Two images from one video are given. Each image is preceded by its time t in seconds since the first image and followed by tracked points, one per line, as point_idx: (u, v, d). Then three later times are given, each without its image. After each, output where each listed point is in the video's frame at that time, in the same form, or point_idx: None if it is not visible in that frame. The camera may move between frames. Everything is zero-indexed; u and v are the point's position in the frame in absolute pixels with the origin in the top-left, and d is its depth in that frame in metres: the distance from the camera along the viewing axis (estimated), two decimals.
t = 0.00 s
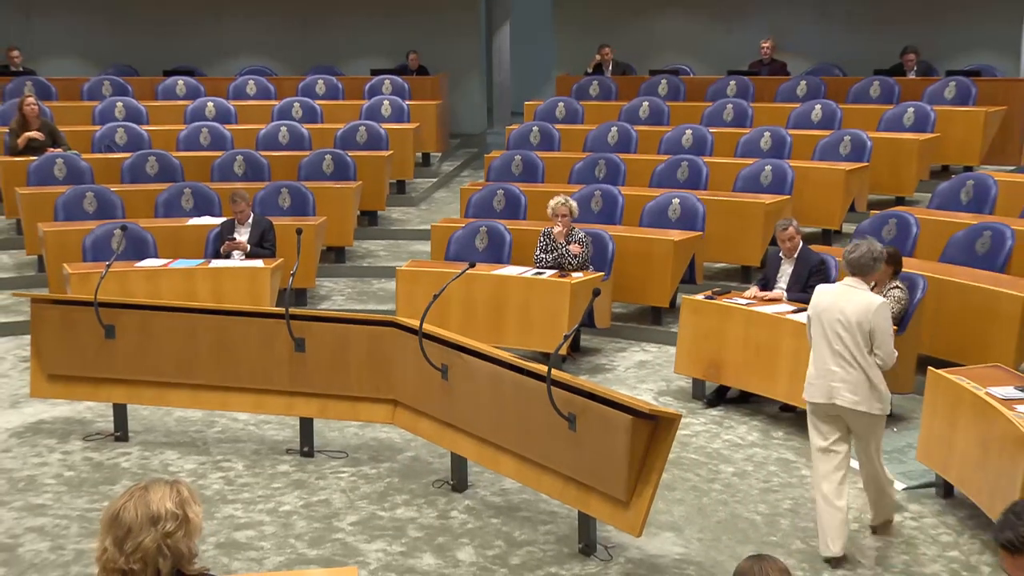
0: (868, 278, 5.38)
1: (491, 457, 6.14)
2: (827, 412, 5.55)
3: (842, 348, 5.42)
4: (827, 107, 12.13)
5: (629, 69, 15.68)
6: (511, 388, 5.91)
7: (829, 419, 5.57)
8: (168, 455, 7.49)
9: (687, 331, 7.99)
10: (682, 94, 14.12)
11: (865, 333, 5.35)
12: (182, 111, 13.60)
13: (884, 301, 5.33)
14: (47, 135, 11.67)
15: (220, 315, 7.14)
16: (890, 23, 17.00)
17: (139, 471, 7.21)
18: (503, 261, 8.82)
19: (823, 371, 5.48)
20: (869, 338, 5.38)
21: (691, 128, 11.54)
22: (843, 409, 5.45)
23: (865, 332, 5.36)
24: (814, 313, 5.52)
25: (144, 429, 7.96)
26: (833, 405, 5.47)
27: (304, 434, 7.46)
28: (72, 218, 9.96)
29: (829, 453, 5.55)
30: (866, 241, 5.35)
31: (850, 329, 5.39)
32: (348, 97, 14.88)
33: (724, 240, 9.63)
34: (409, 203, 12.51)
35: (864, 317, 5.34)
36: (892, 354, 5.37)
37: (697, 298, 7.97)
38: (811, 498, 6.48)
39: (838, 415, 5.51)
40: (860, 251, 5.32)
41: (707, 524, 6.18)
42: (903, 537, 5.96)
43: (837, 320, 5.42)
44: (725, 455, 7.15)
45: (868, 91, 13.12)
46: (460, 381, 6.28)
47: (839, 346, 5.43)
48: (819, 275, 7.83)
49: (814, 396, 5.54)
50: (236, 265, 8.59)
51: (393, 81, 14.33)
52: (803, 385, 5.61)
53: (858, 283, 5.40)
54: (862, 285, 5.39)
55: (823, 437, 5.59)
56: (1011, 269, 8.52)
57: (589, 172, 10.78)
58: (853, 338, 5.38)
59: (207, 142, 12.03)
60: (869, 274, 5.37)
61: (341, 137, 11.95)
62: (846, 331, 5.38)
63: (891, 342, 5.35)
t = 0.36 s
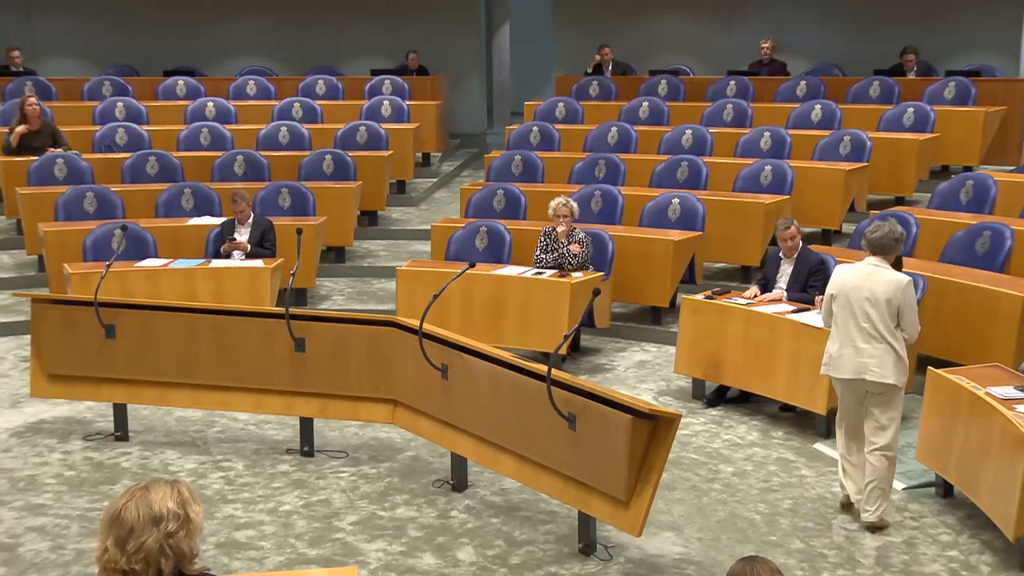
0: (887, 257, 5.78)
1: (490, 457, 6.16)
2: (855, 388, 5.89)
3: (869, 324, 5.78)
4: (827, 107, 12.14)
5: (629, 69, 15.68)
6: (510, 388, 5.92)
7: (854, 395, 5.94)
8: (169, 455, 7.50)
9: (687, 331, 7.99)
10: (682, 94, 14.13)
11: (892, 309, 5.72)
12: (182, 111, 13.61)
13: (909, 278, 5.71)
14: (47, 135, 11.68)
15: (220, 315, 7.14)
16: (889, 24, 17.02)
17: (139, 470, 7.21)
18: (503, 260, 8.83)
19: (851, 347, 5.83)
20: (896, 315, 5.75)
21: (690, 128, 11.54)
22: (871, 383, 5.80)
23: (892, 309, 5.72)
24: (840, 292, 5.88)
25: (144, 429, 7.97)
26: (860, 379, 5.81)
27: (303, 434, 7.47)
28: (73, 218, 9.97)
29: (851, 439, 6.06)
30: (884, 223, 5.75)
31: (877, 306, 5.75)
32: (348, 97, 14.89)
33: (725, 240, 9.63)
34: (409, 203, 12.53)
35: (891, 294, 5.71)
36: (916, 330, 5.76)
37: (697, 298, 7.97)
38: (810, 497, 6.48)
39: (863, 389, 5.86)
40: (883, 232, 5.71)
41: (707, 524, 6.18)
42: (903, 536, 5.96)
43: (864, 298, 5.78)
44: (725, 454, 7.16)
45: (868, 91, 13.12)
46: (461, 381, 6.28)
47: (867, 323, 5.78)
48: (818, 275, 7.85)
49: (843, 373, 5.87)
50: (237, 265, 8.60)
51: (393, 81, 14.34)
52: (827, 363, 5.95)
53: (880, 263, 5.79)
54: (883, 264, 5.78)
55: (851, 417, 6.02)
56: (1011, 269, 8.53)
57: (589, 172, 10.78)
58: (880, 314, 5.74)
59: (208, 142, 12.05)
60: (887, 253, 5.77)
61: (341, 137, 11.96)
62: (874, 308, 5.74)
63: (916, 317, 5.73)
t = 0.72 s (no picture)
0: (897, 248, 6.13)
1: (490, 457, 6.16)
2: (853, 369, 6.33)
3: (872, 311, 6.18)
4: (827, 107, 12.14)
5: (629, 69, 15.68)
6: (510, 388, 5.92)
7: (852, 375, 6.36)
8: (169, 455, 7.50)
9: (687, 330, 7.99)
10: (682, 94, 14.13)
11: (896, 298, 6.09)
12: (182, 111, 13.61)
13: (914, 271, 6.08)
14: (47, 135, 11.69)
15: (221, 315, 7.15)
16: (889, 24, 17.02)
17: (139, 470, 7.22)
18: (503, 260, 8.83)
19: (853, 330, 6.24)
20: (898, 304, 6.13)
21: (690, 128, 11.54)
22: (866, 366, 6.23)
23: (893, 298, 6.11)
24: (848, 277, 6.27)
25: (145, 429, 7.97)
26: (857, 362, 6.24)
27: (303, 434, 7.47)
28: (73, 218, 9.97)
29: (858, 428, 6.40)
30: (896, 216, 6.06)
31: (880, 295, 6.14)
32: (348, 97, 14.90)
33: (725, 240, 9.63)
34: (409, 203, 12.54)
35: (896, 284, 6.09)
36: (917, 321, 6.14)
37: (697, 297, 7.97)
38: (810, 497, 6.48)
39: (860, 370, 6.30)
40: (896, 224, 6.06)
41: (707, 524, 6.18)
42: (903, 536, 5.96)
43: (869, 286, 6.15)
44: (725, 454, 7.16)
45: (868, 91, 13.13)
46: (460, 381, 6.29)
47: (872, 308, 6.17)
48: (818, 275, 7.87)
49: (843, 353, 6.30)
50: (237, 265, 8.60)
51: (393, 81, 14.34)
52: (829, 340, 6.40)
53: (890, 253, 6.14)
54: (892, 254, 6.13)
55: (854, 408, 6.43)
56: (1011, 268, 8.53)
57: (589, 172, 10.78)
58: (883, 303, 6.13)
59: (208, 142, 12.06)
60: (897, 244, 6.11)
61: (341, 137, 11.96)
62: (879, 296, 6.13)
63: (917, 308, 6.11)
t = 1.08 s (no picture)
0: (924, 242, 6.24)
1: (490, 457, 6.16)
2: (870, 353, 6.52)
3: (887, 298, 6.33)
4: (827, 107, 12.14)
5: (628, 69, 15.68)
6: (510, 388, 5.92)
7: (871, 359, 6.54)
8: (169, 455, 7.50)
9: (687, 330, 7.99)
10: (682, 94, 14.14)
11: (911, 289, 6.21)
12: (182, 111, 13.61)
13: (930, 264, 6.16)
14: (47, 135, 11.69)
15: (221, 314, 7.15)
16: (889, 24, 17.02)
17: (139, 470, 7.22)
18: (502, 260, 8.84)
19: (869, 316, 6.43)
20: (911, 295, 6.24)
21: (690, 128, 11.54)
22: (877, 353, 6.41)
23: (906, 288, 6.24)
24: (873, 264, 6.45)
25: (145, 429, 7.97)
26: (867, 347, 6.44)
27: (303, 434, 7.47)
28: (73, 218, 9.97)
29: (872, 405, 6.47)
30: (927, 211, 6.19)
31: (895, 283, 6.29)
32: (348, 97, 14.90)
33: (725, 240, 9.63)
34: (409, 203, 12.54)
35: (911, 275, 6.21)
36: (927, 313, 6.21)
37: (697, 297, 7.97)
38: (811, 497, 6.48)
39: (874, 358, 6.47)
40: (925, 218, 6.18)
41: (707, 524, 6.18)
42: (903, 536, 5.96)
43: (883, 274, 6.33)
44: (724, 454, 7.16)
45: (868, 91, 13.13)
46: (460, 381, 6.28)
47: (888, 295, 6.33)
48: (818, 275, 7.89)
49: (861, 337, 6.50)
50: (237, 265, 8.60)
51: (393, 81, 14.35)
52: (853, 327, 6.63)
53: (916, 245, 6.26)
54: (918, 248, 6.25)
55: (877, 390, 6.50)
56: (1011, 268, 8.54)
57: (589, 172, 10.78)
58: (895, 292, 6.28)
59: (208, 142, 12.06)
60: (925, 238, 6.22)
61: (341, 137, 11.96)
62: (893, 285, 6.28)
63: (931, 301, 6.19)
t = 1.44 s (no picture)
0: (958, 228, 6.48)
1: (490, 457, 6.16)
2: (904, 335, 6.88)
3: (914, 279, 6.70)
4: (827, 107, 12.14)
5: (628, 69, 15.68)
6: (510, 388, 5.93)
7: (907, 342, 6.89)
8: (169, 455, 7.50)
9: (687, 330, 7.99)
10: (682, 94, 14.14)
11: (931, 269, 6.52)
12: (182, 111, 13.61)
13: (947, 247, 6.44)
14: (48, 135, 11.69)
15: (221, 314, 7.14)
16: (889, 24, 17.02)
17: (139, 470, 7.22)
18: (503, 260, 8.84)
19: (902, 296, 6.81)
20: (931, 276, 6.56)
21: (690, 128, 11.54)
22: (900, 329, 6.79)
23: (926, 269, 6.57)
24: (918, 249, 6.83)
25: (144, 429, 7.97)
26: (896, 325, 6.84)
27: (303, 434, 7.47)
28: (73, 218, 9.97)
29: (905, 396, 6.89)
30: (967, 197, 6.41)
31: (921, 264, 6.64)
32: (348, 97, 14.90)
33: (725, 240, 9.63)
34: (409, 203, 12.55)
35: (932, 255, 6.53)
36: (941, 294, 6.47)
37: (697, 297, 7.97)
38: (811, 497, 6.48)
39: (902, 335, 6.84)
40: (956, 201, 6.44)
41: (707, 524, 6.18)
42: (903, 536, 5.96)
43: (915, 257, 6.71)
44: (724, 454, 7.16)
45: (868, 90, 13.12)
46: (460, 382, 6.29)
47: (915, 275, 6.68)
48: (818, 275, 7.90)
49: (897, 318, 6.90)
50: (237, 265, 8.60)
51: (393, 82, 14.34)
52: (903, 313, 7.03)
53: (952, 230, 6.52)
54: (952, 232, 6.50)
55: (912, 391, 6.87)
56: (1011, 268, 8.54)
57: (589, 172, 10.78)
58: (919, 272, 6.63)
59: (208, 142, 12.06)
60: (959, 223, 6.46)
61: (341, 137, 11.96)
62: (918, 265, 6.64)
63: (945, 284, 6.45)
